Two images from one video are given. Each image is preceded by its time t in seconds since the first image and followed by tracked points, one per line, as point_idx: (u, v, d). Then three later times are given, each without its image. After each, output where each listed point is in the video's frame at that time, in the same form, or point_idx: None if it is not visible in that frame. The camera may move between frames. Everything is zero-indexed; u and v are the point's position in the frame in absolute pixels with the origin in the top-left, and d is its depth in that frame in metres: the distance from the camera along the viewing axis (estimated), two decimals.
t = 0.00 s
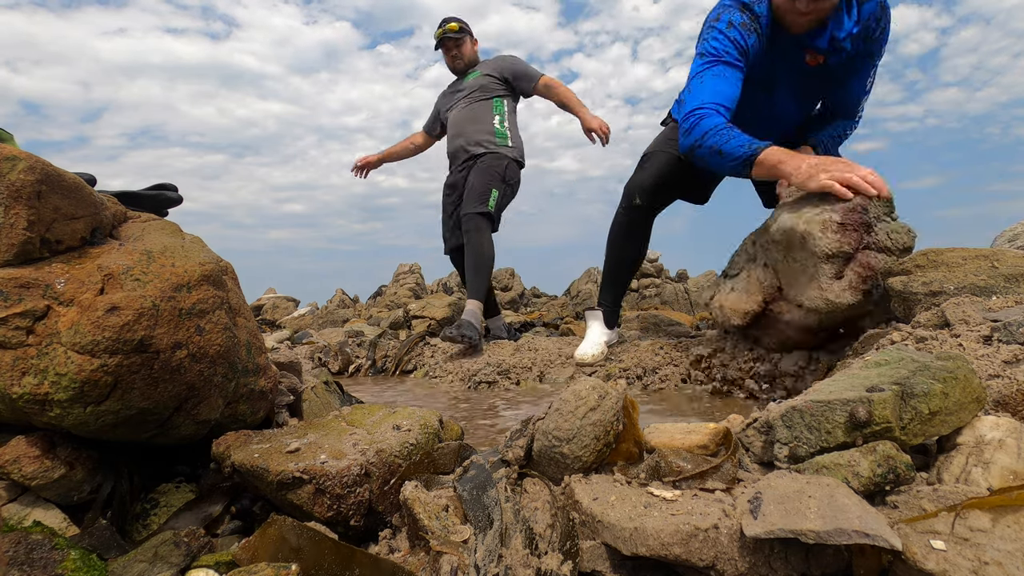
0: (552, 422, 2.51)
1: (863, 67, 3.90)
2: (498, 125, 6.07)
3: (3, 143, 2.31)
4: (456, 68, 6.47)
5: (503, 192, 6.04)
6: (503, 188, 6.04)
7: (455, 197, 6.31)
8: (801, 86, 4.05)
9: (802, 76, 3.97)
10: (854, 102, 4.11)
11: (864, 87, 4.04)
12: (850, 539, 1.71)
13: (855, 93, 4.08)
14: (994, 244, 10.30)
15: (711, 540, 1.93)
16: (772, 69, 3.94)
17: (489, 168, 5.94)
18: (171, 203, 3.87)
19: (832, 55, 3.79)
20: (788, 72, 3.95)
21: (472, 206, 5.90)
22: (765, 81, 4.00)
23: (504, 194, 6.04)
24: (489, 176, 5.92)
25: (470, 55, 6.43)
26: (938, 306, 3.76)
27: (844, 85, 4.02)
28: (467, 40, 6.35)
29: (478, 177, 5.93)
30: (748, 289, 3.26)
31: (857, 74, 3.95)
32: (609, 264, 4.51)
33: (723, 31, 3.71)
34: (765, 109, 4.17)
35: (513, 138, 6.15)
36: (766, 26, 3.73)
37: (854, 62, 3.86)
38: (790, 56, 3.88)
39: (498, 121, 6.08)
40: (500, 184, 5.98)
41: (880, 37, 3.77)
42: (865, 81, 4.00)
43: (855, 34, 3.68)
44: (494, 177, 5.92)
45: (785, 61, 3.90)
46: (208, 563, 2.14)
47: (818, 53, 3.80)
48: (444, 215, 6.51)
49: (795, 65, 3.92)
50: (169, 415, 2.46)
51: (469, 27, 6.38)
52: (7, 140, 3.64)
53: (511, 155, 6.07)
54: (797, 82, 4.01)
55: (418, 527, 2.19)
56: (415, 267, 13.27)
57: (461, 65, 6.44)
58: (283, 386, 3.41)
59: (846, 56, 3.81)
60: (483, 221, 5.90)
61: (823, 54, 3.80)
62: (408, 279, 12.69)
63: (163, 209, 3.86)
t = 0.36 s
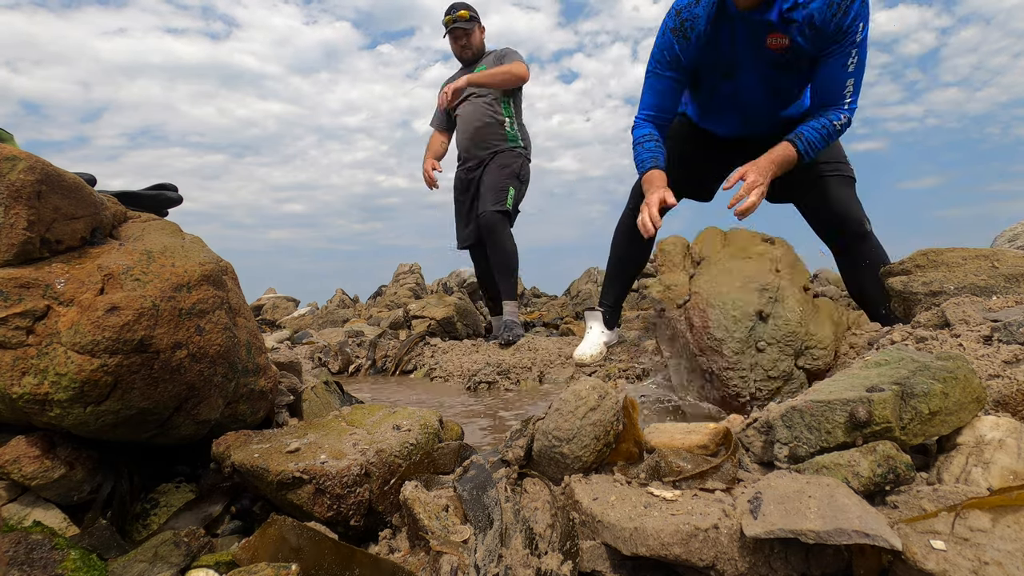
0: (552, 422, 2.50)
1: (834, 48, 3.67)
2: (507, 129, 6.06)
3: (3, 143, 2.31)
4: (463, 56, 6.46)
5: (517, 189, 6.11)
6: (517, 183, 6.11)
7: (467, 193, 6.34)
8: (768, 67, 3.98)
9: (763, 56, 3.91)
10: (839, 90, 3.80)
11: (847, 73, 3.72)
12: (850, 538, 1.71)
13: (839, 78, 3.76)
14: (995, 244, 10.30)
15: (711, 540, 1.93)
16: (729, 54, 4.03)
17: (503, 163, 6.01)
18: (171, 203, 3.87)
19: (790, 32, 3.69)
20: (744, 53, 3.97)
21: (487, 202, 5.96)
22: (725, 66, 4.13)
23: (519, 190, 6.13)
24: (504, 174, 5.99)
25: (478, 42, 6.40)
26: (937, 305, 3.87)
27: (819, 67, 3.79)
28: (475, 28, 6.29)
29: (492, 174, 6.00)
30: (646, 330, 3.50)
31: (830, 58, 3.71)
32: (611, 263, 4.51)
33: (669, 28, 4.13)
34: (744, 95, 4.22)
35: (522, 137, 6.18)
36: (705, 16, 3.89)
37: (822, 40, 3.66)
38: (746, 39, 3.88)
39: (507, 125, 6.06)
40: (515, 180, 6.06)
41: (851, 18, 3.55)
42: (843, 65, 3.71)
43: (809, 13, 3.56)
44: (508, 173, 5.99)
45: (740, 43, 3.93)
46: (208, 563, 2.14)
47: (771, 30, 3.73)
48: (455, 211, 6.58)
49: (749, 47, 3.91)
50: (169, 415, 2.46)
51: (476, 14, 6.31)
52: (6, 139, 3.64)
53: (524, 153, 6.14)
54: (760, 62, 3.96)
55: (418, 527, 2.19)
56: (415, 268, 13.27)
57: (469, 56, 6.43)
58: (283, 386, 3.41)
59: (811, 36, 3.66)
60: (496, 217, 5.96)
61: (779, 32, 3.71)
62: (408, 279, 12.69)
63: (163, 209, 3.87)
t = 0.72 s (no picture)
0: (552, 422, 2.49)
1: (835, 15, 3.83)
2: (506, 117, 6.08)
3: (3, 143, 2.31)
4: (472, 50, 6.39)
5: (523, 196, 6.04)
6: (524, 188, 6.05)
7: (474, 199, 6.32)
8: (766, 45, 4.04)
9: (760, 32, 3.98)
10: (852, 57, 3.90)
11: (858, 38, 3.85)
12: (850, 538, 1.71)
13: (852, 47, 3.89)
14: (994, 245, 10.30)
15: (711, 540, 1.93)
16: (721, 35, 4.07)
17: (508, 167, 5.95)
18: (171, 203, 3.87)
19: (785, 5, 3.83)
20: (738, 34, 4.02)
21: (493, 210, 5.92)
22: (717, 48, 4.14)
23: (525, 195, 6.06)
24: (510, 179, 5.94)
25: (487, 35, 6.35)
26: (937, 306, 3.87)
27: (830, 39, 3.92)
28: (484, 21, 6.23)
29: (497, 181, 5.95)
30: (600, 327, 3.68)
31: (835, 25, 3.86)
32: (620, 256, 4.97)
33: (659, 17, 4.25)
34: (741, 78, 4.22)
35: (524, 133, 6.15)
36: None
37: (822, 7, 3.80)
38: (738, 16, 3.94)
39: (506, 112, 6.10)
40: (521, 184, 6.00)
41: None
42: (851, 30, 3.85)
43: None
44: (513, 179, 5.94)
45: (733, 21, 3.99)
46: (208, 563, 2.14)
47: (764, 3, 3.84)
48: (465, 217, 6.56)
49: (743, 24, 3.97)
50: (169, 415, 2.46)
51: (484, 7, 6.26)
52: (7, 140, 3.64)
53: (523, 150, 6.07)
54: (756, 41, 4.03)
55: (418, 527, 2.19)
56: (415, 268, 13.27)
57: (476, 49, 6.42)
58: (283, 386, 3.41)
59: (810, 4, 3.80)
60: (502, 226, 5.91)
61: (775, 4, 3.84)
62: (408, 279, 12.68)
63: (163, 209, 3.87)
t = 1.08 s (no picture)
0: (551, 422, 2.49)
1: (856, 28, 3.72)
2: (505, 116, 6.05)
3: (3, 143, 2.31)
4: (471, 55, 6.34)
5: (525, 198, 6.05)
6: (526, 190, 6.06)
7: (475, 202, 6.32)
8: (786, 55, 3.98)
9: (782, 42, 3.90)
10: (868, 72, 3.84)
11: (875, 53, 3.76)
12: (850, 539, 1.71)
13: (868, 60, 3.80)
14: (994, 245, 10.30)
15: (711, 540, 1.93)
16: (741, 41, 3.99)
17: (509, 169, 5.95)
18: (171, 203, 3.86)
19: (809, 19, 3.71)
20: (759, 42, 3.96)
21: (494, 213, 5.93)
22: (738, 55, 4.08)
23: (525, 195, 6.06)
24: (510, 180, 5.95)
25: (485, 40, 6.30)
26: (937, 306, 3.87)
27: (848, 52, 3.83)
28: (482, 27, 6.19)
29: (497, 182, 5.96)
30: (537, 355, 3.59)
31: (855, 39, 3.75)
32: (629, 258, 5.02)
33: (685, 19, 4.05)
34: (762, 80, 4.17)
35: (523, 133, 6.12)
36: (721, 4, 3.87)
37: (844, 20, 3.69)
38: (759, 24, 3.85)
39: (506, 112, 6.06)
40: (521, 185, 6.00)
41: None
42: (868, 44, 3.74)
43: None
44: (514, 180, 5.95)
45: (755, 30, 3.90)
46: (208, 563, 2.14)
47: (788, 19, 3.73)
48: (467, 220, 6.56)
49: (766, 34, 3.89)
50: (169, 415, 2.46)
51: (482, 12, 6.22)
52: (7, 139, 3.64)
53: (523, 150, 6.04)
54: (778, 49, 3.96)
55: (418, 527, 2.19)
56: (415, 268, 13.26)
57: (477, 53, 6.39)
58: (283, 386, 3.41)
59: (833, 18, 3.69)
60: (502, 227, 5.91)
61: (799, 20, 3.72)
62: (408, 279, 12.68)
63: (164, 209, 3.86)
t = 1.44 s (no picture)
0: (551, 422, 2.49)
1: (869, 70, 3.70)
2: (503, 116, 6.01)
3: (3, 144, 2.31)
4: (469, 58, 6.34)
5: (523, 199, 6.06)
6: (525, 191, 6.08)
7: (473, 203, 6.32)
8: (805, 88, 4.00)
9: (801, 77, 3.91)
10: (874, 115, 3.86)
11: (884, 95, 3.76)
12: (850, 539, 1.71)
13: (876, 100, 3.80)
14: (994, 245, 10.30)
15: (711, 540, 1.93)
16: (762, 72, 3.99)
17: (507, 170, 5.95)
18: (171, 203, 3.87)
19: (829, 58, 3.70)
20: (781, 74, 3.95)
21: (493, 213, 5.92)
22: (761, 85, 4.07)
23: (524, 196, 6.07)
24: (509, 181, 5.94)
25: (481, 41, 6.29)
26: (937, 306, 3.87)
27: (859, 92, 3.82)
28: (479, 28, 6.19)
29: (496, 183, 5.96)
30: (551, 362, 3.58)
31: (868, 80, 3.75)
32: (631, 260, 5.03)
33: (711, 48, 4.01)
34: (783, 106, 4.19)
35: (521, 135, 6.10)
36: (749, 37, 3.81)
37: (860, 61, 3.68)
38: (781, 57, 3.84)
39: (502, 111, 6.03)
40: (520, 186, 6.00)
41: (886, 43, 3.55)
42: (879, 86, 3.73)
43: (851, 36, 3.56)
44: (513, 180, 5.95)
45: (777, 64, 3.91)
46: (208, 563, 2.14)
47: (809, 58, 3.73)
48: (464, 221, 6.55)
49: (788, 68, 3.90)
50: (169, 415, 2.46)
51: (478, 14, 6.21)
52: (7, 139, 3.64)
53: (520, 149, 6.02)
54: (798, 82, 3.97)
55: (418, 527, 2.19)
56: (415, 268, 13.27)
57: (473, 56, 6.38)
58: (284, 386, 3.42)
59: (851, 57, 3.67)
60: (502, 228, 5.91)
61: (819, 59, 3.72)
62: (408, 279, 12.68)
63: (164, 209, 3.86)
